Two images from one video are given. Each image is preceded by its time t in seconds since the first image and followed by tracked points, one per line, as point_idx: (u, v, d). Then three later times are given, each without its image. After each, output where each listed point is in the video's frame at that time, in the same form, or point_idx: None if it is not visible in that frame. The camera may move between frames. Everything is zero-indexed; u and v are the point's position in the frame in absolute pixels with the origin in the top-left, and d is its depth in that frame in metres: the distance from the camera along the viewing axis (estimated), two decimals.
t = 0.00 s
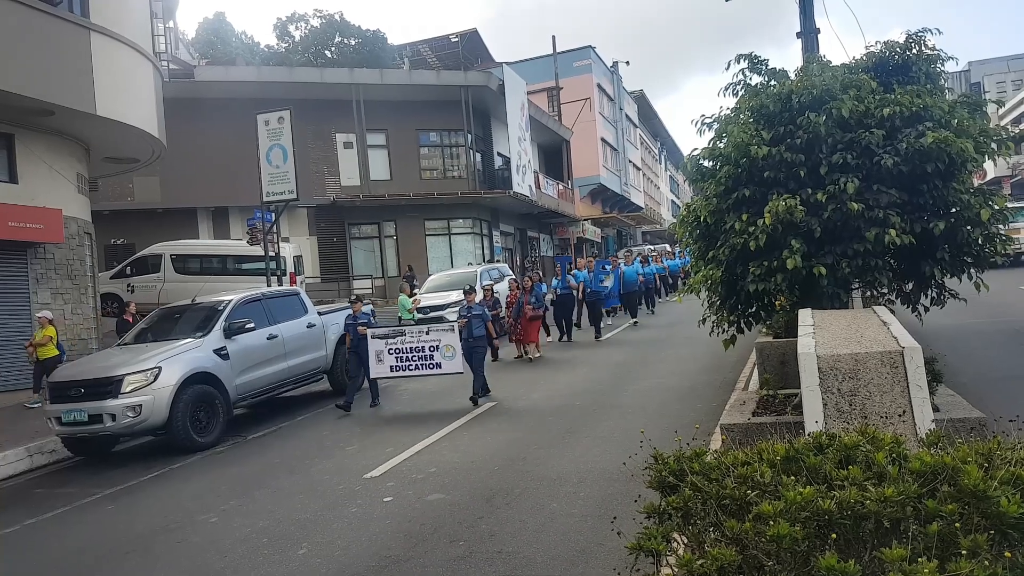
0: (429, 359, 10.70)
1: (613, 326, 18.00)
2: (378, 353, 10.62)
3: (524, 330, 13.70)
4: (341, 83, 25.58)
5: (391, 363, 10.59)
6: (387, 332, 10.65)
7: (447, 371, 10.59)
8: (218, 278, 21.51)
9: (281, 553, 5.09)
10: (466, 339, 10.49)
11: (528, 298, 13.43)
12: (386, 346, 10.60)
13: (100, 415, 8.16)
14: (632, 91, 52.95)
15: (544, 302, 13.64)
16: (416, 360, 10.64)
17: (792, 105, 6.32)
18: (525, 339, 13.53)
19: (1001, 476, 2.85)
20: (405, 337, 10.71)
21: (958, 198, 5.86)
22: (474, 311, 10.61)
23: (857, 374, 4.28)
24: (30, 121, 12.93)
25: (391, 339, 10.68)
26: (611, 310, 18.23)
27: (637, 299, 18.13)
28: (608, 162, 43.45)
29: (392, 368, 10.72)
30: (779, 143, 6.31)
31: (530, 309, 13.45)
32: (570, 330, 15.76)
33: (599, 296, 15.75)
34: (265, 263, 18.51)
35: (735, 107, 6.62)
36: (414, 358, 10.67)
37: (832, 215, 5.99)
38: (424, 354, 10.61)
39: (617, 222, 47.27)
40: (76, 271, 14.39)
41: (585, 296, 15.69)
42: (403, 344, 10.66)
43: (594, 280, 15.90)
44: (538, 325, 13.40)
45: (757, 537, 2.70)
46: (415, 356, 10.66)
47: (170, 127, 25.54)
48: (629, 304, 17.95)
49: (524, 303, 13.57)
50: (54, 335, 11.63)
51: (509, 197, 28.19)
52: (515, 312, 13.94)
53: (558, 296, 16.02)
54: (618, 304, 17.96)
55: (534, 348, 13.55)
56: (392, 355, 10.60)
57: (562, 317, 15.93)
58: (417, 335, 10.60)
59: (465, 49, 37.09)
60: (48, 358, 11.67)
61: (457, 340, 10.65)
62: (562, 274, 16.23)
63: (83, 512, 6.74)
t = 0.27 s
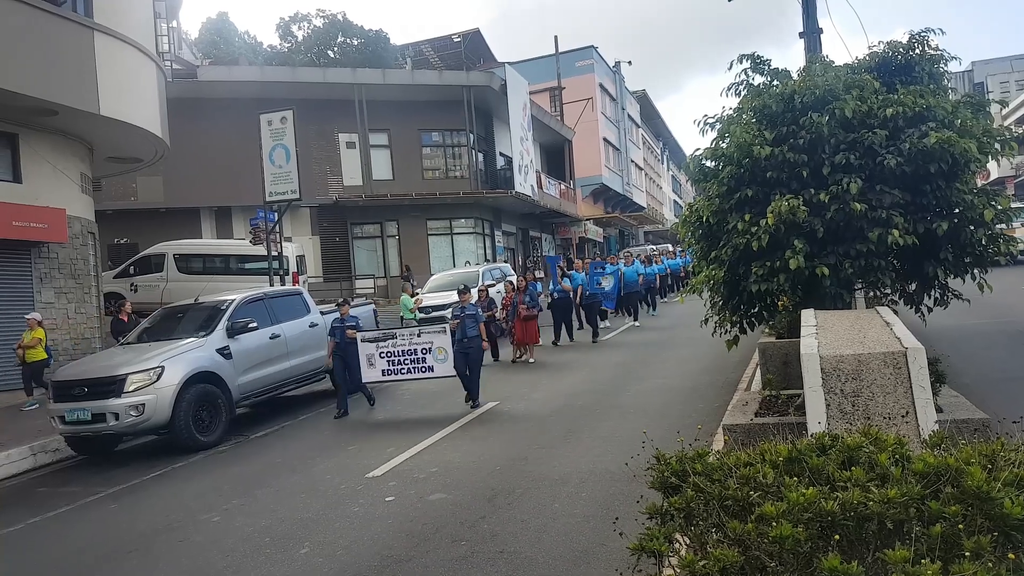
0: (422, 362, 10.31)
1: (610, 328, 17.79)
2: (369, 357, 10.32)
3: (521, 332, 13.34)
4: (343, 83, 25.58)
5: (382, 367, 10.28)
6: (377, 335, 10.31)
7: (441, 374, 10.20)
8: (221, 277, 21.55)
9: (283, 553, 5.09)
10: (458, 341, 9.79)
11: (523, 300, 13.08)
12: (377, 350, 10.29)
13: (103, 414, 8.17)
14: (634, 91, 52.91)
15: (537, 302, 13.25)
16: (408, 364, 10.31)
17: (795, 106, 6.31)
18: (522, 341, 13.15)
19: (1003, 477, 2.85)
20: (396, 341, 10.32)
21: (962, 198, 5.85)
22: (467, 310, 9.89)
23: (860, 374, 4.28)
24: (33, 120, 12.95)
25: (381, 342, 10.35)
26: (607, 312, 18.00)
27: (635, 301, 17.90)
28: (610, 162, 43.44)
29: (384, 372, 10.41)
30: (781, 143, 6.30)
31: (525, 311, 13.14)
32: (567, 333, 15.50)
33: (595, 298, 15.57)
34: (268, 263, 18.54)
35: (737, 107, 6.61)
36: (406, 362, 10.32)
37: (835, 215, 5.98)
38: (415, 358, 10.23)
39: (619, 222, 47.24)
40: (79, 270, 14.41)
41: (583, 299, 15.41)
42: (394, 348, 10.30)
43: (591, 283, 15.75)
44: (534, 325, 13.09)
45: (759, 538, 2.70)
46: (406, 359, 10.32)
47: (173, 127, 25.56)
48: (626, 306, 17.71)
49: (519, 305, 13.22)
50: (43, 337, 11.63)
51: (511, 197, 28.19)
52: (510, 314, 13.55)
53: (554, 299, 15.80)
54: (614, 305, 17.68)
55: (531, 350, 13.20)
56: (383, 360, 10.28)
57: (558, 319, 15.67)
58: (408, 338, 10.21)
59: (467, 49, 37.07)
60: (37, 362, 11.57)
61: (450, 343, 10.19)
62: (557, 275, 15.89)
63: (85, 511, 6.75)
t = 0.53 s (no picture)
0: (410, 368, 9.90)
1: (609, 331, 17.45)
2: (357, 361, 9.99)
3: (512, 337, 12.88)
4: (345, 84, 25.60)
5: (369, 372, 9.95)
6: (365, 339, 9.94)
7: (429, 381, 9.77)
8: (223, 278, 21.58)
9: (283, 554, 5.10)
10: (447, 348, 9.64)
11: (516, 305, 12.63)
12: (365, 355, 9.94)
13: (103, 415, 8.19)
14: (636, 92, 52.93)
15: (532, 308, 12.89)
16: (396, 370, 9.92)
17: (796, 107, 6.32)
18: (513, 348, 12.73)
19: (1003, 479, 2.86)
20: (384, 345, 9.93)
21: (963, 200, 5.85)
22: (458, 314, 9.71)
23: (861, 376, 4.28)
24: (35, 121, 12.98)
25: (371, 346, 10.01)
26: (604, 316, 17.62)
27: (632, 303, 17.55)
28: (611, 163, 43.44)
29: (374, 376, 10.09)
30: (782, 145, 6.31)
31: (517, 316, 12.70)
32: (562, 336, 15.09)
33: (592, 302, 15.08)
34: (270, 263, 18.56)
35: (739, 109, 6.62)
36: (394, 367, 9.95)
37: (835, 217, 5.99)
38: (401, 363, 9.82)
39: (620, 224, 47.24)
40: (80, 271, 14.45)
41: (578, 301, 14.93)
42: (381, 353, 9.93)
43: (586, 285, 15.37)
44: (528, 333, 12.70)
45: (759, 540, 2.71)
46: (395, 365, 9.93)
47: (175, 128, 25.60)
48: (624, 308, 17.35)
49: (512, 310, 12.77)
50: (31, 339, 11.46)
51: (513, 198, 28.20)
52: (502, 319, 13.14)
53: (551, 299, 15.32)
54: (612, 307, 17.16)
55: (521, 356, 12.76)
56: (370, 364, 9.95)
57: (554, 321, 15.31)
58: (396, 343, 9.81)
59: (469, 50, 37.09)
60: (25, 364, 11.36)
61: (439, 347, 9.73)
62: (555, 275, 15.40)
63: (86, 512, 6.76)
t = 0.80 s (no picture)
0: (398, 375, 9.58)
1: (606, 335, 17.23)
2: (343, 369, 9.63)
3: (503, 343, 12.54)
4: (345, 87, 25.63)
5: (357, 381, 9.59)
6: (350, 346, 9.59)
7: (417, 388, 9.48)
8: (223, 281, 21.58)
9: (284, 557, 5.09)
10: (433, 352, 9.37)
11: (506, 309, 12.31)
12: (351, 363, 9.58)
13: (104, 418, 8.18)
14: (636, 95, 52.98)
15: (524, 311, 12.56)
16: (384, 377, 9.60)
17: (795, 109, 6.32)
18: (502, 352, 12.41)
19: (1004, 482, 2.85)
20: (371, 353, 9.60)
21: (963, 202, 5.85)
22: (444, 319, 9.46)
23: (861, 378, 4.27)
24: (36, 124, 13.00)
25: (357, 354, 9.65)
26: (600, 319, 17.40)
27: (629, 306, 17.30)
28: (612, 165, 43.46)
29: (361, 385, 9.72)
30: (782, 147, 6.31)
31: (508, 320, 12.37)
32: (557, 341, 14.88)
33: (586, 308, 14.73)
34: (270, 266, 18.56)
35: (738, 111, 6.62)
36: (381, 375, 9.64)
37: (836, 219, 5.99)
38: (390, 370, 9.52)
39: (621, 226, 47.24)
40: (81, 273, 14.45)
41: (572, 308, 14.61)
42: (368, 360, 9.60)
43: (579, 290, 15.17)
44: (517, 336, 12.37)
45: (761, 544, 2.70)
46: (382, 372, 9.61)
47: (175, 131, 25.62)
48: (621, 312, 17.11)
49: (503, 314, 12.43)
50: (21, 346, 11.16)
51: (513, 200, 28.21)
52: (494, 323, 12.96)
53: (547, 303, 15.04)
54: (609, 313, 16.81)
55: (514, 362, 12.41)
56: (357, 373, 9.59)
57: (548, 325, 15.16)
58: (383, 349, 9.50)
59: (469, 53, 37.11)
60: (13, 371, 11.05)
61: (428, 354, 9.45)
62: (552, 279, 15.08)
63: (87, 515, 6.76)
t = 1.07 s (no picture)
0: (387, 385, 9.34)
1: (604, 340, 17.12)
2: (330, 378, 9.35)
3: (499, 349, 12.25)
4: (347, 92, 25.66)
5: (343, 390, 9.31)
6: (339, 354, 9.33)
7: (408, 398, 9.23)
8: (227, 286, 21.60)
9: (287, 562, 5.09)
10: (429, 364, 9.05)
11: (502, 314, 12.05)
12: (338, 371, 9.32)
13: (108, 423, 8.19)
14: (638, 98, 53.01)
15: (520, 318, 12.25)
16: (372, 387, 9.35)
17: (797, 112, 6.32)
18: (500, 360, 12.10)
19: (1010, 484, 2.84)
20: (359, 362, 9.33)
21: (966, 204, 5.83)
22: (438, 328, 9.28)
23: (865, 381, 4.26)
24: (39, 130, 13.04)
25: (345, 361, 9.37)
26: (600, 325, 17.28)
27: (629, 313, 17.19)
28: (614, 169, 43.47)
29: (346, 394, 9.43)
30: (784, 150, 6.31)
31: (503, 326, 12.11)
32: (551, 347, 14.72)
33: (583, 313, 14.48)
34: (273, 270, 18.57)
35: (740, 113, 6.62)
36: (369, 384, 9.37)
37: (838, 221, 5.98)
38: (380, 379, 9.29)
39: (623, 229, 47.24)
40: (85, 279, 14.48)
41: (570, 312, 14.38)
42: (356, 369, 9.32)
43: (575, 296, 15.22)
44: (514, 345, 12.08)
45: (765, 547, 2.69)
46: (371, 381, 9.35)
47: (178, 136, 25.67)
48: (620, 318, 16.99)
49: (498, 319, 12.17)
50: (10, 351, 11.14)
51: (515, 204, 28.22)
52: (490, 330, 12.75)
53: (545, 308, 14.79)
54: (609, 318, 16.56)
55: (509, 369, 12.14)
56: (344, 382, 9.31)
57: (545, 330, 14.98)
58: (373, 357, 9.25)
59: (471, 57, 37.15)
60: (2, 377, 10.97)
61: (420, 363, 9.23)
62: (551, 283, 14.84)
63: (90, 520, 6.77)
